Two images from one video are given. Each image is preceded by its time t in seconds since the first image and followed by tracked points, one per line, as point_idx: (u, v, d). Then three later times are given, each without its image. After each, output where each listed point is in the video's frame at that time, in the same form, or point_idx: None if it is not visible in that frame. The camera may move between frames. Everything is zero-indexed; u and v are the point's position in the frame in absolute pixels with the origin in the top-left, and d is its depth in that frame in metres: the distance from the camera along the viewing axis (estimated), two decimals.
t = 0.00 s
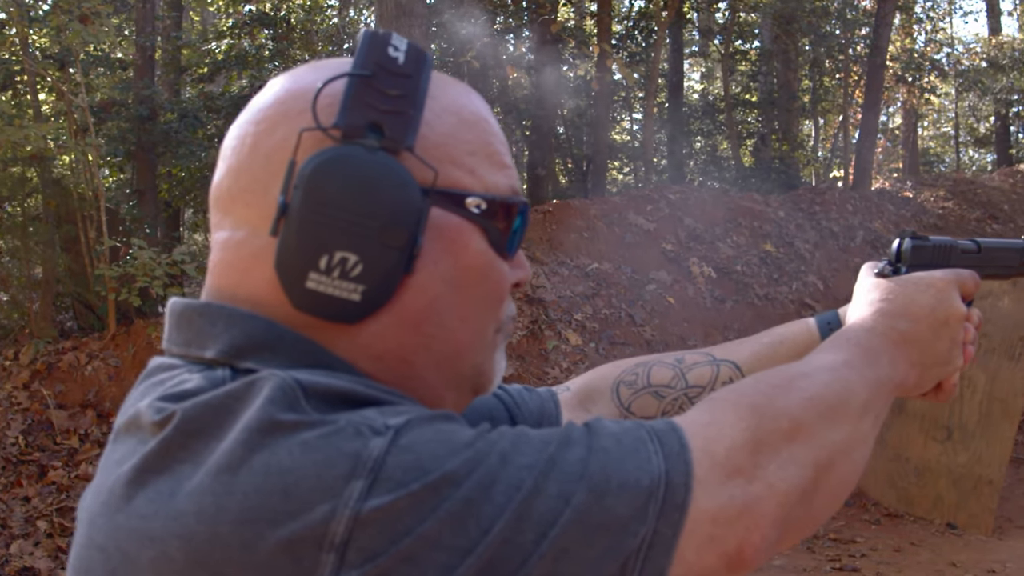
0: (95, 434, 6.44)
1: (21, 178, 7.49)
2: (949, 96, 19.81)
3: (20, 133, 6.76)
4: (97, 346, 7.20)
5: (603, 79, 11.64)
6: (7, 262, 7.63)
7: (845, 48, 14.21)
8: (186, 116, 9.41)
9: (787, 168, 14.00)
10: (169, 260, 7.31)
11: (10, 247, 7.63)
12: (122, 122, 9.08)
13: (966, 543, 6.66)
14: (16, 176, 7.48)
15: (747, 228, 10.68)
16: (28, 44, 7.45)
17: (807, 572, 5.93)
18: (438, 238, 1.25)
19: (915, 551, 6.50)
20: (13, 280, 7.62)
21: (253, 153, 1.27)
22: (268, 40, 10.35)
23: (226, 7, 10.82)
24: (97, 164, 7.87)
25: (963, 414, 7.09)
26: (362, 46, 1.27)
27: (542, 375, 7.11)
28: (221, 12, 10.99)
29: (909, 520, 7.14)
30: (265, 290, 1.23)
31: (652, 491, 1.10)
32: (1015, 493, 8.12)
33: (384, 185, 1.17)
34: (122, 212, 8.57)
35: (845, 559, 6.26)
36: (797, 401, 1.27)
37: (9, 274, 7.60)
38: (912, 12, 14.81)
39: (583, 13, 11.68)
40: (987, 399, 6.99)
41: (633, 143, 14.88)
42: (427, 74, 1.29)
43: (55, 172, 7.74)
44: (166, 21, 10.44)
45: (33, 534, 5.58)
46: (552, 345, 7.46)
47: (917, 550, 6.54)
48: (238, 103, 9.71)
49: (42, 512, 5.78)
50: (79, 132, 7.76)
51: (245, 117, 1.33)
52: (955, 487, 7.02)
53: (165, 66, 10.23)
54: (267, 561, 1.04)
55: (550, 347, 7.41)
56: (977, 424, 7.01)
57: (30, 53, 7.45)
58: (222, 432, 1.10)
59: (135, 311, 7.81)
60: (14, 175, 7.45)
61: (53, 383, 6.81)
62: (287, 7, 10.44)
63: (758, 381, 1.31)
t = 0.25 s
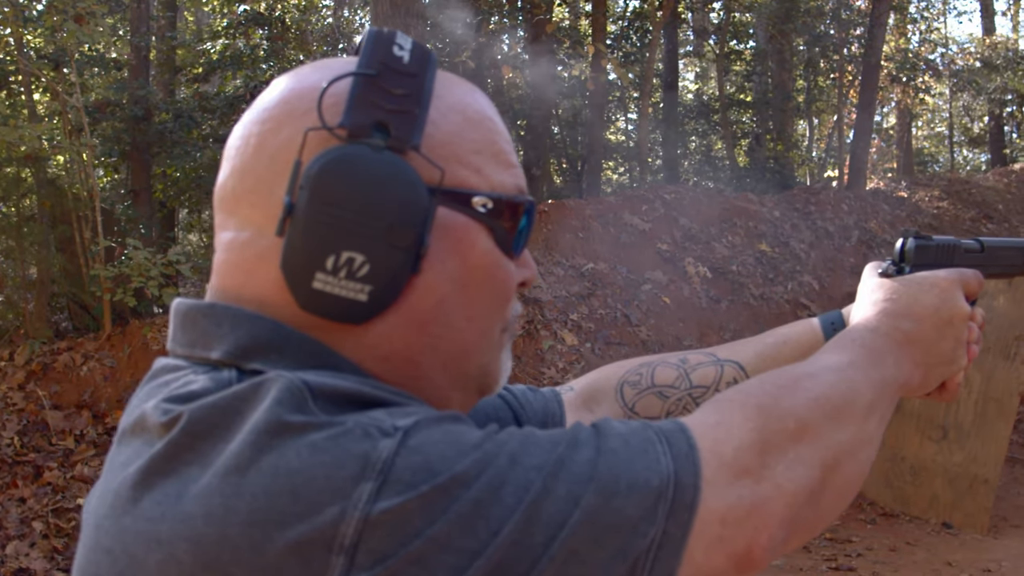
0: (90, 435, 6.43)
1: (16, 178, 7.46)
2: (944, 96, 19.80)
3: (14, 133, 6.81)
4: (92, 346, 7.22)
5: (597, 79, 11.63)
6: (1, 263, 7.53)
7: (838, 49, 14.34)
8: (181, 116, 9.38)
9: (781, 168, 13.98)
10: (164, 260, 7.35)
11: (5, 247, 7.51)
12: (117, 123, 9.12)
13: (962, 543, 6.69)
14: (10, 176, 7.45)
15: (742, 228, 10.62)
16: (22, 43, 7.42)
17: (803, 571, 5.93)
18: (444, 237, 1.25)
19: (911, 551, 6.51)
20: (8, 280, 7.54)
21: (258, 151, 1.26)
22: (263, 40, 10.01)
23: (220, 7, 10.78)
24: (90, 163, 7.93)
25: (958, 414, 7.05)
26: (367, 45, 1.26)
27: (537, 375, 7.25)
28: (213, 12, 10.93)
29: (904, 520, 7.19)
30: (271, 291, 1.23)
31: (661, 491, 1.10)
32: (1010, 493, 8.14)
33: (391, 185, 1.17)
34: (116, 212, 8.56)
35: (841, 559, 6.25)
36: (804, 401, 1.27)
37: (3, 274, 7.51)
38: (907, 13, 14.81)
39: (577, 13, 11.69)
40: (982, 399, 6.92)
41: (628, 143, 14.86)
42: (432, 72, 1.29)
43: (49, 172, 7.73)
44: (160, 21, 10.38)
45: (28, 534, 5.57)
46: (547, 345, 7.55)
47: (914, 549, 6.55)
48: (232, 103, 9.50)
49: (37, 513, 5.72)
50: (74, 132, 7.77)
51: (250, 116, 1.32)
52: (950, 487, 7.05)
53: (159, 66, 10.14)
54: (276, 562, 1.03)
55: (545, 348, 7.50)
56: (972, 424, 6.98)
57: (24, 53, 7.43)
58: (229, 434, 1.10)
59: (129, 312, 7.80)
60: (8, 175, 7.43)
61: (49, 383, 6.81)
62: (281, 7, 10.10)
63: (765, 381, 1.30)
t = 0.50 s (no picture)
0: (84, 436, 6.41)
1: (10, 178, 7.46)
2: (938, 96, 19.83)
3: (9, 133, 6.81)
4: (86, 346, 7.25)
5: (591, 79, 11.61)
6: None
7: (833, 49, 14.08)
8: (175, 116, 9.34)
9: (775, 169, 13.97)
10: (159, 261, 7.36)
11: None
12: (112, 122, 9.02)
13: (956, 542, 6.73)
14: (4, 176, 7.45)
15: (737, 228, 10.58)
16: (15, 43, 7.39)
17: (798, 571, 5.94)
18: (451, 236, 1.24)
19: (905, 551, 6.53)
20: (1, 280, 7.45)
21: (263, 151, 1.25)
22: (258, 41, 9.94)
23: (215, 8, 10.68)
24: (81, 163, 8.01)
25: (951, 413, 7.08)
26: (372, 44, 1.25)
27: (532, 376, 7.19)
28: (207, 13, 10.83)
29: (898, 520, 7.25)
30: (277, 290, 1.22)
31: (671, 492, 1.09)
32: (1003, 494, 8.17)
33: (398, 183, 1.16)
34: (110, 212, 8.51)
35: (836, 558, 6.25)
36: (812, 401, 1.26)
37: None
38: (900, 13, 14.83)
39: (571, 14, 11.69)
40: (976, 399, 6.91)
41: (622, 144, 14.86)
42: (437, 71, 1.28)
43: (43, 172, 7.73)
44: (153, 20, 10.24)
45: (22, 535, 5.49)
46: (542, 345, 7.50)
47: (908, 548, 6.57)
48: (227, 103, 9.51)
49: (31, 513, 5.66)
50: (67, 133, 7.77)
51: (254, 115, 1.31)
52: (944, 486, 7.08)
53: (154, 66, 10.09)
54: (285, 564, 1.02)
55: (541, 348, 7.45)
56: (966, 423, 7.00)
57: (17, 53, 7.40)
58: (237, 435, 1.09)
59: (124, 311, 7.83)
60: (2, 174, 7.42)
61: (43, 384, 6.80)
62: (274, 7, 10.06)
63: (772, 381, 1.29)
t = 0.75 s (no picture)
0: (79, 436, 6.39)
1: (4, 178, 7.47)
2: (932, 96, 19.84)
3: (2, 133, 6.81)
4: (81, 346, 7.24)
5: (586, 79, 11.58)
6: None
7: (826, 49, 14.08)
8: (170, 116, 9.28)
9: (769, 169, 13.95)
10: (152, 261, 7.36)
11: None
12: (105, 122, 8.98)
13: (951, 542, 6.79)
14: None
15: (732, 228, 10.55)
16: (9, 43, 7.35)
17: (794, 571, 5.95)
18: (458, 235, 1.24)
19: (900, 550, 6.58)
20: None
21: (270, 150, 1.25)
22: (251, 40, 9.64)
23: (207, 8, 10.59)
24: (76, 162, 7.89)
25: (945, 413, 7.11)
26: (379, 42, 1.25)
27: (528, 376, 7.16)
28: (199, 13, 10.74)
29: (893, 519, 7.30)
30: (284, 289, 1.21)
31: (681, 491, 1.08)
32: (996, 493, 8.21)
33: (406, 182, 1.15)
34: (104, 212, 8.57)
35: (831, 558, 6.28)
36: (819, 400, 1.26)
37: None
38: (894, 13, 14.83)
39: (565, 13, 11.67)
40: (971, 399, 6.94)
41: (615, 144, 14.83)
42: (444, 69, 1.27)
43: (36, 172, 7.71)
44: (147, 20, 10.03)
45: (16, 535, 5.43)
46: (538, 346, 7.48)
47: (903, 548, 6.63)
48: (221, 103, 9.40)
49: (26, 514, 5.59)
50: (61, 132, 7.73)
51: (259, 114, 1.30)
52: (939, 485, 7.16)
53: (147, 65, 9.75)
54: (295, 565, 1.02)
55: (536, 348, 7.44)
56: (960, 423, 7.03)
57: (11, 52, 7.36)
58: (245, 435, 1.08)
59: (118, 311, 7.80)
60: None
61: (37, 384, 6.77)
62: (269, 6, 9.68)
63: (780, 380, 1.29)
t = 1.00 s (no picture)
0: (73, 437, 6.32)
1: None
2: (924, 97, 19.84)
3: None
4: (75, 346, 7.21)
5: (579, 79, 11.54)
6: None
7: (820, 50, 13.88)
8: (164, 116, 9.22)
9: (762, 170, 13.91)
10: (147, 260, 7.37)
11: None
12: (99, 122, 8.83)
13: (944, 540, 6.87)
14: None
15: (725, 227, 10.53)
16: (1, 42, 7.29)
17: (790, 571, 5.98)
18: (465, 233, 1.23)
19: (894, 550, 6.64)
20: None
21: (276, 148, 1.24)
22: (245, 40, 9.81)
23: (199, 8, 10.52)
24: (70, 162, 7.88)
25: (939, 413, 7.21)
26: (385, 40, 1.24)
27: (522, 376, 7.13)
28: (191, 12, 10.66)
29: (887, 519, 7.37)
30: (290, 288, 1.21)
31: (689, 491, 1.08)
32: (990, 492, 8.25)
33: (414, 179, 1.15)
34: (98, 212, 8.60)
35: (825, 558, 6.31)
36: (826, 399, 1.25)
37: None
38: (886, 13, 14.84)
39: (558, 13, 11.64)
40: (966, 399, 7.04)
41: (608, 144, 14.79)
42: (452, 67, 1.27)
43: (30, 171, 7.67)
44: (140, 19, 9.85)
45: (11, 535, 5.44)
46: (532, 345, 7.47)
47: (897, 548, 6.69)
48: (215, 103, 9.52)
49: (20, 515, 5.57)
50: (56, 131, 7.63)
51: (265, 112, 1.30)
52: (933, 485, 7.21)
53: (141, 65, 9.78)
54: (306, 565, 1.01)
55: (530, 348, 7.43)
56: (954, 423, 7.13)
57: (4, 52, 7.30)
58: (254, 436, 1.08)
59: (111, 312, 7.77)
60: None
61: (30, 384, 6.69)
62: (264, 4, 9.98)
63: (787, 379, 1.28)
